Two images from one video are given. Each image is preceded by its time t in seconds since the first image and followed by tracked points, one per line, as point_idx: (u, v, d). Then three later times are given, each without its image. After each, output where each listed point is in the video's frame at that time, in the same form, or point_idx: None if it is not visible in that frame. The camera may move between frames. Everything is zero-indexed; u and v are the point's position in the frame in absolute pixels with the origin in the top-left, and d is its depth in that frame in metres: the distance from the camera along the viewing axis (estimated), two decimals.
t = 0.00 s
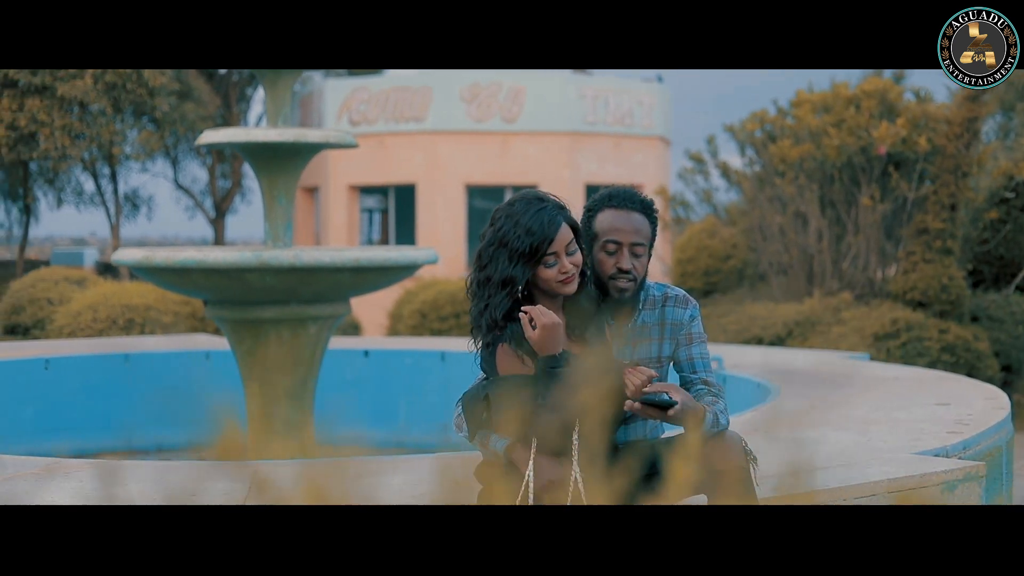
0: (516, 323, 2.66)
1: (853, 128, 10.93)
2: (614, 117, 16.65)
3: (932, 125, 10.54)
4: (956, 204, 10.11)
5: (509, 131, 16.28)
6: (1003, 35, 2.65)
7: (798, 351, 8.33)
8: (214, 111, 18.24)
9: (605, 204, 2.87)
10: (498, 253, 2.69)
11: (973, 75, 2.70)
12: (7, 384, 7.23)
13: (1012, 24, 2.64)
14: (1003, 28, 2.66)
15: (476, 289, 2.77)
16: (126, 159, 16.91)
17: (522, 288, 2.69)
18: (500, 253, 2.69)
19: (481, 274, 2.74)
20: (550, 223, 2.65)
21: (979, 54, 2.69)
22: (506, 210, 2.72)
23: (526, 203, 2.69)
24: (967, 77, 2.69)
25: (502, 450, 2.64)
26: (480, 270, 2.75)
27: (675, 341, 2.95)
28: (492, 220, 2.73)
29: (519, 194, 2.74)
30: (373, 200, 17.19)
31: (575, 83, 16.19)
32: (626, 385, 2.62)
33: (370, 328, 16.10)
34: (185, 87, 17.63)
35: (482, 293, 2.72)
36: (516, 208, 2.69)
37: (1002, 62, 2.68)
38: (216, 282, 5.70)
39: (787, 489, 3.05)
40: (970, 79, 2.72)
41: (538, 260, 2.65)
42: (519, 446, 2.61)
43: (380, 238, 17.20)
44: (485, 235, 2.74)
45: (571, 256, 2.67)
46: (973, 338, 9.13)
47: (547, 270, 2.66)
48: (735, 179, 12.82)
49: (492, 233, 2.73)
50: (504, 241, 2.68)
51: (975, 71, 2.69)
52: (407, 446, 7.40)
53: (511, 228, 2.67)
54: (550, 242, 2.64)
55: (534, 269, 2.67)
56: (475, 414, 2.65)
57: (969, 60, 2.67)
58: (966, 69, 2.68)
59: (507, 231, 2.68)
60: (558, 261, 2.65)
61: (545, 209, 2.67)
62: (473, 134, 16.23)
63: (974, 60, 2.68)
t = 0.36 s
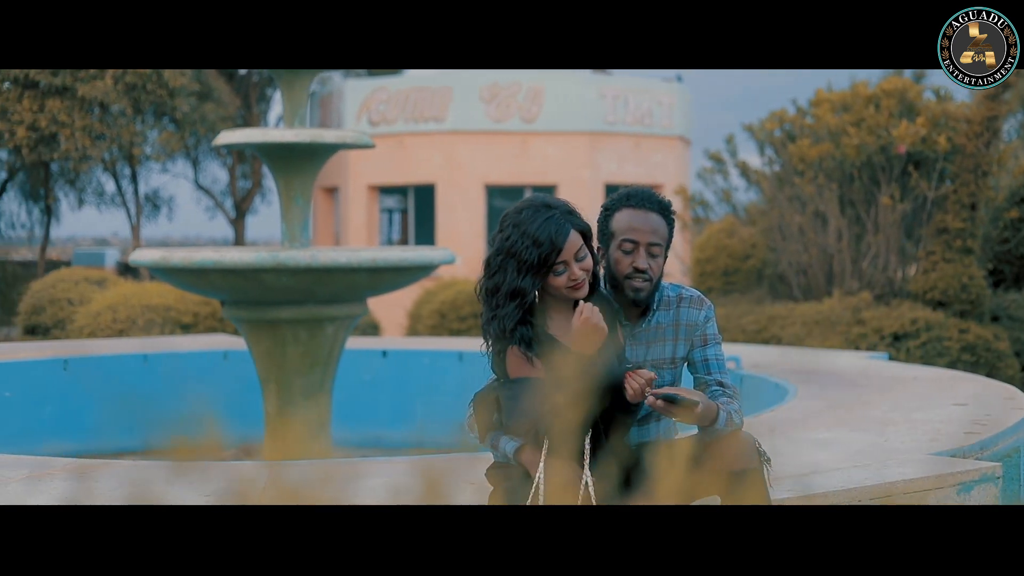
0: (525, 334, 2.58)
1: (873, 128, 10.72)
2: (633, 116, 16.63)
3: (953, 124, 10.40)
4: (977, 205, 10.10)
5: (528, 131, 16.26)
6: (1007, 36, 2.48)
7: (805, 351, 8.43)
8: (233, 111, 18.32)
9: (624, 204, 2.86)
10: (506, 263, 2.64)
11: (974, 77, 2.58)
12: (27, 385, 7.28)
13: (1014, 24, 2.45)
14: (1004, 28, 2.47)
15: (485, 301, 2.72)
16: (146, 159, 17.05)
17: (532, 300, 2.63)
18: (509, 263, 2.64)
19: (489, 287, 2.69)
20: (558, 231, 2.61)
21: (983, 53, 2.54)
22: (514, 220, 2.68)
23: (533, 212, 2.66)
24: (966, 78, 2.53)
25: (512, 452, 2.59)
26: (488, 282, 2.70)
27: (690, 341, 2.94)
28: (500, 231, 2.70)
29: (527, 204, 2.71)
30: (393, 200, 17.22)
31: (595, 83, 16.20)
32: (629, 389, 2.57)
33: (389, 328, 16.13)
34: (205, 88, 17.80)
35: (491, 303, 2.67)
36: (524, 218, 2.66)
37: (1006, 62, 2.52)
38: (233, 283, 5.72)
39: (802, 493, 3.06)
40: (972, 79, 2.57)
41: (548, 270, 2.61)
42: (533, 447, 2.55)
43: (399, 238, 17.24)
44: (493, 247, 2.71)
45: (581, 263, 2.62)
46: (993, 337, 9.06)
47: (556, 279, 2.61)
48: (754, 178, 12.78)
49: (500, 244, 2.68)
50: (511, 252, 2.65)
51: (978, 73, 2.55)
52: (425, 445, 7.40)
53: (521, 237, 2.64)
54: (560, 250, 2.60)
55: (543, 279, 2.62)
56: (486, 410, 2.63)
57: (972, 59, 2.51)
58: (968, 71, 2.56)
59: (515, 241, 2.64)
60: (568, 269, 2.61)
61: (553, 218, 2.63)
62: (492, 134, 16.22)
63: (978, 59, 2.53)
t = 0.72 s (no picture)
0: (539, 336, 2.60)
1: (893, 128, 10.76)
2: (653, 116, 16.62)
3: (974, 124, 10.41)
4: (997, 204, 9.97)
5: (548, 131, 16.27)
6: (1003, 35, 3.00)
7: (822, 351, 8.42)
8: (254, 111, 18.36)
9: (636, 204, 2.85)
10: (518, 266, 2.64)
11: (974, 73, 3.06)
12: (46, 385, 7.34)
13: (1011, 25, 2.98)
14: (1003, 28, 3.00)
15: (497, 303, 2.71)
16: (167, 159, 17.15)
17: (545, 302, 2.62)
18: (521, 266, 2.64)
19: (502, 289, 2.68)
20: (570, 233, 2.60)
21: (981, 53, 3.05)
22: (526, 223, 2.67)
23: (546, 214, 2.65)
24: (968, 77, 3.08)
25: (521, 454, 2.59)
26: (500, 285, 2.70)
27: (703, 342, 2.94)
28: (513, 233, 2.69)
29: (539, 205, 2.70)
30: (413, 200, 17.26)
31: (615, 83, 16.23)
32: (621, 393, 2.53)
33: (409, 328, 16.16)
34: (225, 87, 17.88)
35: (503, 305, 2.66)
36: (536, 221, 2.65)
37: (1001, 61, 3.03)
38: (251, 283, 5.73)
39: (816, 496, 3.06)
40: (972, 77, 3.08)
41: (560, 271, 2.60)
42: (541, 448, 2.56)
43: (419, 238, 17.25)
44: (505, 249, 2.70)
45: (593, 265, 2.62)
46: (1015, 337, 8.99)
47: (569, 281, 2.61)
48: (774, 177, 12.70)
49: (513, 246, 2.68)
50: (524, 254, 2.64)
51: (977, 69, 3.06)
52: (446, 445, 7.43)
53: (532, 239, 2.63)
54: (571, 253, 2.59)
55: (555, 281, 2.61)
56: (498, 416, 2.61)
57: (970, 58, 3.04)
58: (969, 66, 3.06)
59: (528, 243, 2.64)
60: (580, 271, 2.60)
61: (565, 220, 2.62)
62: (513, 134, 16.22)
63: (975, 58, 3.05)
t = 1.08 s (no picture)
0: (551, 335, 2.59)
1: (911, 128, 10.68)
2: (671, 116, 16.57)
3: (993, 123, 10.20)
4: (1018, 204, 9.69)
5: (567, 131, 16.26)
6: (1005, 35, 2.85)
7: (840, 351, 8.41)
8: (273, 111, 18.38)
9: (645, 205, 2.86)
10: (532, 264, 2.63)
11: (974, 74, 2.93)
12: (64, 386, 7.39)
13: (1013, 23, 2.83)
14: (1003, 28, 2.85)
15: (510, 302, 2.72)
16: (187, 159, 17.20)
17: (557, 301, 2.63)
18: (534, 265, 2.64)
19: (515, 289, 2.68)
20: (584, 232, 2.60)
21: (980, 53, 2.91)
22: (539, 221, 2.67)
23: (559, 213, 2.65)
24: (967, 77, 2.92)
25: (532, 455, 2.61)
26: (513, 284, 2.70)
27: (714, 343, 2.93)
28: (525, 232, 2.69)
29: (553, 205, 2.70)
30: (432, 200, 17.26)
31: (633, 83, 16.19)
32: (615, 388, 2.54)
33: (427, 328, 16.15)
34: (244, 88, 17.83)
35: (515, 304, 2.66)
36: (549, 219, 2.65)
37: (1003, 61, 2.90)
38: (266, 283, 5.74)
39: (829, 498, 3.05)
40: (971, 78, 2.95)
41: (574, 271, 2.60)
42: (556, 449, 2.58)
43: (438, 238, 17.25)
44: (518, 247, 2.70)
45: (605, 265, 2.61)
46: None
47: (582, 280, 2.60)
48: (791, 178, 12.62)
49: (525, 245, 2.68)
50: (537, 253, 2.64)
51: (975, 71, 2.92)
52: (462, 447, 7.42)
53: (544, 238, 2.63)
54: (585, 252, 2.59)
55: (568, 280, 2.61)
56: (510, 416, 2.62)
57: (969, 59, 2.89)
58: (967, 69, 2.93)
59: (540, 242, 2.64)
60: (592, 270, 2.60)
61: (578, 219, 2.62)
62: (531, 134, 16.21)
63: (975, 58, 2.90)
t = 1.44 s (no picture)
0: (561, 334, 2.58)
1: (926, 127, 10.46)
2: (687, 116, 16.53)
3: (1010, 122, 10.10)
4: None
5: (581, 131, 16.24)
6: (1004, 34, 2.86)
7: (854, 351, 8.39)
8: (289, 111, 18.40)
9: (655, 206, 2.84)
10: (541, 264, 2.63)
11: (973, 75, 2.92)
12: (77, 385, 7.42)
13: (1012, 23, 2.84)
14: (1003, 27, 2.86)
15: (519, 300, 2.71)
16: (202, 159, 17.23)
17: (567, 300, 2.62)
18: (543, 263, 2.63)
19: (524, 288, 2.68)
20: (594, 232, 2.59)
21: (980, 53, 2.91)
22: (550, 220, 2.67)
23: (570, 212, 2.64)
24: (967, 77, 2.92)
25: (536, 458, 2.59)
26: (523, 282, 2.69)
27: (717, 342, 2.92)
28: (536, 231, 2.68)
29: (564, 204, 2.69)
30: (447, 200, 17.27)
31: (648, 83, 16.15)
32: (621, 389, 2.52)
33: (441, 328, 16.16)
34: (260, 88, 17.82)
35: (525, 303, 2.66)
36: (560, 218, 2.64)
37: (1003, 61, 2.90)
38: (276, 282, 5.74)
39: (836, 498, 3.04)
40: (971, 78, 2.94)
41: (583, 272, 2.59)
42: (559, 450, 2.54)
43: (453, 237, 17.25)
44: (528, 246, 2.69)
45: (615, 265, 2.60)
46: None
47: (591, 280, 2.59)
48: (807, 177, 12.54)
49: (535, 244, 2.67)
50: (547, 252, 2.63)
51: (975, 71, 2.91)
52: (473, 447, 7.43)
53: (554, 238, 2.63)
54: (595, 252, 2.58)
55: (578, 281, 2.60)
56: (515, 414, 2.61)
57: (969, 59, 2.89)
58: (967, 70, 2.92)
59: (551, 241, 2.63)
60: (602, 271, 2.58)
61: (589, 219, 2.61)
62: (546, 134, 16.20)
63: (975, 59, 2.90)
